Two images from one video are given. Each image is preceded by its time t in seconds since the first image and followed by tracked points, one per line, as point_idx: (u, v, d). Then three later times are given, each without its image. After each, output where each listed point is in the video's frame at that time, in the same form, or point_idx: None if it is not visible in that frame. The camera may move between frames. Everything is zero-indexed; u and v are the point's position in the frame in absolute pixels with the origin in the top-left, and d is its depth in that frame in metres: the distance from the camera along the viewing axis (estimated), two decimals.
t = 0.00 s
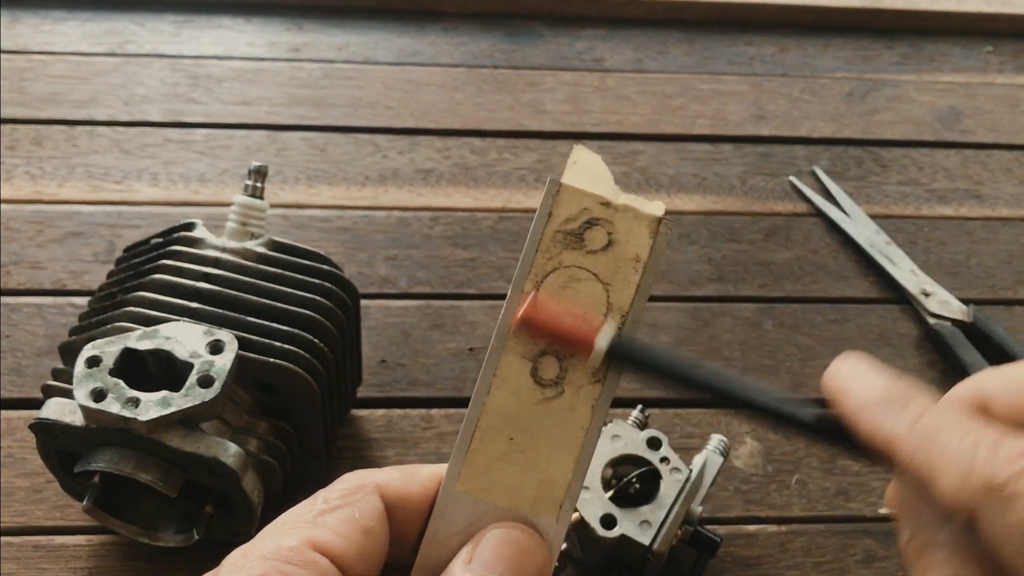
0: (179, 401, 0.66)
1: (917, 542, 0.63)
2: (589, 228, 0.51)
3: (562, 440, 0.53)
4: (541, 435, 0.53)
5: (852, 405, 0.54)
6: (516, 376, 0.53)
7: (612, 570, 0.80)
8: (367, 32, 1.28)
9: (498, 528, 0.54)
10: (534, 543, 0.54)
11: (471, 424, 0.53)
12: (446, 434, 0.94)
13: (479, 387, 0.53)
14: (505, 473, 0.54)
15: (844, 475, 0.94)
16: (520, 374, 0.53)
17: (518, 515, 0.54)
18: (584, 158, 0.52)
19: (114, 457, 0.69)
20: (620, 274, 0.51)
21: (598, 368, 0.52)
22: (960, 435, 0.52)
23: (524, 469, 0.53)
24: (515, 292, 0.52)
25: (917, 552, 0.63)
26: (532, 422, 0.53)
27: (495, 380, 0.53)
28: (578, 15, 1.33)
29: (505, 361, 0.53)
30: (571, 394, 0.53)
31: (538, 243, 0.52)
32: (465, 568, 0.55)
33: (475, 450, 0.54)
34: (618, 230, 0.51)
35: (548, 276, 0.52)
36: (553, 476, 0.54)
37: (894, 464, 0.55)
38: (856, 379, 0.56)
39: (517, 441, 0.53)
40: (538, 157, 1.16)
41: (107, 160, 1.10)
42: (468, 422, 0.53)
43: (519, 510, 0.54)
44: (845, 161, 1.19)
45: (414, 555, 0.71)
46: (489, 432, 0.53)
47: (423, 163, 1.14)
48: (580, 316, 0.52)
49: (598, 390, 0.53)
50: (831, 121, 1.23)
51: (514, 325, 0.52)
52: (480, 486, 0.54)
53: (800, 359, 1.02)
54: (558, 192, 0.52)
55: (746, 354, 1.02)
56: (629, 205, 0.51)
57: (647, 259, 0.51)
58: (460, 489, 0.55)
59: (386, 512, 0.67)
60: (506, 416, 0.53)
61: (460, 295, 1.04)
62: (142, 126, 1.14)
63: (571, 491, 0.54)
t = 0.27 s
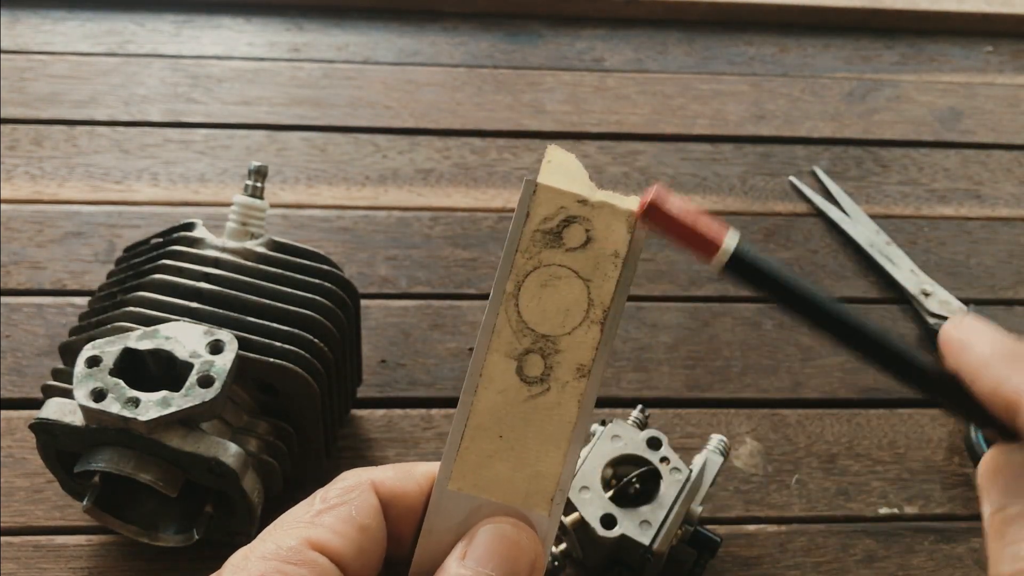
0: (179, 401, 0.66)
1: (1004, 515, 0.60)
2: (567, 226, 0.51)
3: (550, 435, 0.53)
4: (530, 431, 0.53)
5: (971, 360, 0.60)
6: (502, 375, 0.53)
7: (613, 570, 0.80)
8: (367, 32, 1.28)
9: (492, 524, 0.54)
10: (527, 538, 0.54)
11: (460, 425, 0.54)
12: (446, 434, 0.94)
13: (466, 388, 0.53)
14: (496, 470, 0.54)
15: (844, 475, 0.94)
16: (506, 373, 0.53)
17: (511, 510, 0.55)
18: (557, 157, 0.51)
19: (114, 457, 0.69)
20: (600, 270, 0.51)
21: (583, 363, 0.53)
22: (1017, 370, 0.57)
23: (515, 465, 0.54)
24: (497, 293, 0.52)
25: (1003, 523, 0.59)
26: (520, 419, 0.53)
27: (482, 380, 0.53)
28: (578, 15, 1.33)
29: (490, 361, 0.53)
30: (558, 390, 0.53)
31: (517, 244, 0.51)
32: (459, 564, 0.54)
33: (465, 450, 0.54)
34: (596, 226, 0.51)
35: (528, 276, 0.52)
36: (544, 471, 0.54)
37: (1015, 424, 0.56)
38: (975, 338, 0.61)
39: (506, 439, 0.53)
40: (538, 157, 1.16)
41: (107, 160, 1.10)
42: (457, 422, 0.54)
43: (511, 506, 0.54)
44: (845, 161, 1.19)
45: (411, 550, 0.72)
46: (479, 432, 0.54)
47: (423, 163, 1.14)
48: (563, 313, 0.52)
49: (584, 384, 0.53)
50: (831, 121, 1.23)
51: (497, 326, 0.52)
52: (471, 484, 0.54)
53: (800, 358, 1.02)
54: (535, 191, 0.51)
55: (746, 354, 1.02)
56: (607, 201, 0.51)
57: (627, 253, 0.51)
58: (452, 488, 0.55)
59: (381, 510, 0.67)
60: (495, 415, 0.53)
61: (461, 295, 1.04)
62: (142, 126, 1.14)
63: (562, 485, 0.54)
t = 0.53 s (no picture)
0: (179, 401, 0.66)
1: (998, 499, 0.67)
2: (571, 225, 0.51)
3: (553, 438, 0.53)
4: (532, 432, 0.53)
5: (961, 352, 0.66)
6: (505, 376, 0.53)
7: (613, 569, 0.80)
8: (368, 32, 1.28)
9: (494, 526, 0.54)
10: (529, 539, 0.54)
11: (462, 426, 0.54)
12: (445, 434, 0.94)
13: (469, 388, 0.53)
14: (498, 471, 0.54)
15: (844, 475, 0.94)
16: (510, 374, 0.53)
17: (513, 511, 0.55)
18: (561, 155, 0.51)
19: (114, 457, 0.69)
20: (604, 271, 0.51)
21: (587, 364, 0.53)
22: (1011, 361, 0.63)
23: (517, 467, 0.54)
24: (500, 293, 0.52)
25: (995, 508, 0.67)
26: (523, 420, 0.53)
27: (485, 381, 0.53)
28: (578, 15, 1.33)
29: (493, 362, 0.53)
30: (561, 391, 0.53)
31: (521, 243, 0.51)
32: (460, 566, 0.54)
33: (468, 451, 0.54)
34: (601, 226, 0.51)
35: (532, 276, 0.52)
36: (546, 473, 0.54)
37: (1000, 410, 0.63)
38: (967, 328, 0.67)
39: (509, 440, 0.53)
40: (538, 157, 1.16)
41: (107, 160, 1.10)
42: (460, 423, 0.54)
43: (513, 507, 0.54)
44: (845, 161, 1.19)
45: (412, 551, 0.72)
46: (481, 433, 0.54)
47: (423, 163, 1.14)
48: (566, 314, 0.52)
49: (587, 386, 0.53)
50: (831, 121, 1.23)
51: (500, 326, 0.52)
52: (473, 485, 0.54)
53: (800, 358, 1.02)
54: (539, 190, 0.51)
55: (746, 354, 1.02)
56: (612, 201, 0.50)
57: (632, 254, 0.51)
58: (454, 488, 0.55)
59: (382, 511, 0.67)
60: (498, 415, 0.53)
61: (461, 295, 1.04)
62: (142, 126, 1.14)
63: (565, 487, 0.54)
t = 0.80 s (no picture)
0: (179, 401, 0.66)
1: (1008, 494, 0.66)
2: (588, 227, 0.50)
3: (566, 443, 0.53)
4: (545, 437, 0.53)
5: (975, 341, 0.64)
6: (519, 379, 0.53)
7: (612, 570, 0.80)
8: (368, 32, 1.28)
9: (505, 530, 0.54)
10: (540, 545, 0.54)
11: (475, 429, 0.54)
12: (446, 434, 0.94)
13: (482, 390, 0.53)
14: (511, 476, 0.54)
15: (844, 475, 0.94)
16: (523, 377, 0.53)
17: (525, 516, 0.55)
18: (579, 156, 0.51)
19: (114, 457, 0.69)
20: (621, 274, 0.51)
21: (601, 369, 0.53)
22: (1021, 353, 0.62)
23: (529, 472, 0.54)
24: (515, 295, 0.52)
25: (1006, 503, 0.66)
26: (536, 424, 0.53)
27: (497, 384, 0.53)
28: (578, 15, 1.33)
29: (506, 365, 0.53)
30: (574, 396, 0.53)
31: (537, 245, 0.51)
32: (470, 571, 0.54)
33: (479, 454, 0.54)
34: (618, 228, 0.50)
35: (547, 278, 0.51)
36: (558, 478, 0.54)
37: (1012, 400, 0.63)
38: (981, 318, 0.66)
39: (522, 444, 0.53)
40: (538, 157, 1.16)
41: (107, 160, 1.10)
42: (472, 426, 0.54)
43: (524, 512, 0.54)
44: (845, 161, 1.19)
45: (421, 556, 0.71)
46: (494, 437, 0.54)
47: (423, 163, 1.14)
48: (581, 317, 0.52)
49: (601, 391, 0.53)
50: (831, 121, 1.23)
51: (515, 329, 0.52)
52: (485, 489, 0.54)
53: (800, 358, 1.02)
54: (556, 191, 0.50)
55: (746, 354, 1.02)
56: (630, 203, 0.50)
57: (648, 257, 0.51)
58: (465, 492, 0.55)
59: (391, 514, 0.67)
60: (511, 419, 0.53)
61: (461, 294, 1.04)
62: (142, 126, 1.14)
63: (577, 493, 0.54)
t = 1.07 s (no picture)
0: (179, 401, 0.66)
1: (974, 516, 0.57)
2: (607, 237, 0.50)
3: (579, 452, 0.53)
4: (558, 445, 0.53)
5: (988, 324, 0.61)
6: (534, 387, 0.53)
7: (612, 569, 0.80)
8: (368, 31, 1.28)
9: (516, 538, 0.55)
10: (552, 554, 0.54)
11: (489, 435, 0.54)
12: (445, 434, 0.94)
13: (497, 397, 0.53)
14: (523, 484, 0.54)
15: (844, 475, 0.94)
16: (538, 385, 0.53)
17: (537, 525, 0.55)
18: (600, 164, 0.50)
19: (114, 458, 0.69)
20: (641, 285, 0.51)
21: (617, 379, 0.53)
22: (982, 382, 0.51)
23: (542, 481, 0.54)
24: (532, 303, 0.52)
25: (1015, 491, 0.64)
26: (549, 432, 0.53)
27: (513, 392, 0.53)
28: (578, 15, 1.33)
29: (522, 372, 0.53)
30: (589, 405, 0.53)
31: (556, 253, 0.51)
32: None
33: (493, 461, 0.54)
34: (638, 238, 0.50)
35: (566, 286, 0.51)
36: (571, 488, 0.54)
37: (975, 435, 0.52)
38: (994, 299, 0.62)
39: (535, 453, 0.54)
40: (538, 156, 1.16)
41: (107, 160, 1.10)
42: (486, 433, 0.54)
43: (536, 521, 0.55)
44: (845, 161, 1.19)
45: (432, 561, 0.71)
46: (508, 444, 0.54)
47: (423, 163, 1.14)
48: (599, 326, 0.52)
49: (617, 401, 0.53)
50: (831, 121, 1.23)
51: (532, 336, 0.52)
52: (497, 497, 0.55)
53: (799, 358, 1.02)
54: (576, 200, 0.50)
55: (746, 354, 1.02)
56: (651, 213, 0.50)
57: (668, 267, 0.50)
58: (477, 499, 0.55)
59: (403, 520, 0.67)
60: (525, 426, 0.53)
61: (461, 294, 1.04)
62: (142, 126, 1.14)
63: (589, 502, 0.54)
